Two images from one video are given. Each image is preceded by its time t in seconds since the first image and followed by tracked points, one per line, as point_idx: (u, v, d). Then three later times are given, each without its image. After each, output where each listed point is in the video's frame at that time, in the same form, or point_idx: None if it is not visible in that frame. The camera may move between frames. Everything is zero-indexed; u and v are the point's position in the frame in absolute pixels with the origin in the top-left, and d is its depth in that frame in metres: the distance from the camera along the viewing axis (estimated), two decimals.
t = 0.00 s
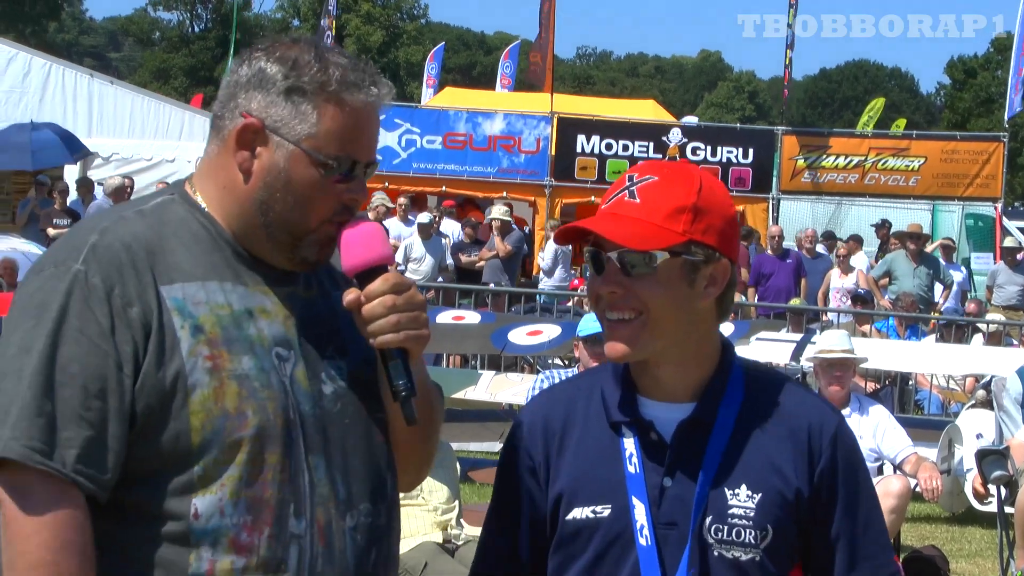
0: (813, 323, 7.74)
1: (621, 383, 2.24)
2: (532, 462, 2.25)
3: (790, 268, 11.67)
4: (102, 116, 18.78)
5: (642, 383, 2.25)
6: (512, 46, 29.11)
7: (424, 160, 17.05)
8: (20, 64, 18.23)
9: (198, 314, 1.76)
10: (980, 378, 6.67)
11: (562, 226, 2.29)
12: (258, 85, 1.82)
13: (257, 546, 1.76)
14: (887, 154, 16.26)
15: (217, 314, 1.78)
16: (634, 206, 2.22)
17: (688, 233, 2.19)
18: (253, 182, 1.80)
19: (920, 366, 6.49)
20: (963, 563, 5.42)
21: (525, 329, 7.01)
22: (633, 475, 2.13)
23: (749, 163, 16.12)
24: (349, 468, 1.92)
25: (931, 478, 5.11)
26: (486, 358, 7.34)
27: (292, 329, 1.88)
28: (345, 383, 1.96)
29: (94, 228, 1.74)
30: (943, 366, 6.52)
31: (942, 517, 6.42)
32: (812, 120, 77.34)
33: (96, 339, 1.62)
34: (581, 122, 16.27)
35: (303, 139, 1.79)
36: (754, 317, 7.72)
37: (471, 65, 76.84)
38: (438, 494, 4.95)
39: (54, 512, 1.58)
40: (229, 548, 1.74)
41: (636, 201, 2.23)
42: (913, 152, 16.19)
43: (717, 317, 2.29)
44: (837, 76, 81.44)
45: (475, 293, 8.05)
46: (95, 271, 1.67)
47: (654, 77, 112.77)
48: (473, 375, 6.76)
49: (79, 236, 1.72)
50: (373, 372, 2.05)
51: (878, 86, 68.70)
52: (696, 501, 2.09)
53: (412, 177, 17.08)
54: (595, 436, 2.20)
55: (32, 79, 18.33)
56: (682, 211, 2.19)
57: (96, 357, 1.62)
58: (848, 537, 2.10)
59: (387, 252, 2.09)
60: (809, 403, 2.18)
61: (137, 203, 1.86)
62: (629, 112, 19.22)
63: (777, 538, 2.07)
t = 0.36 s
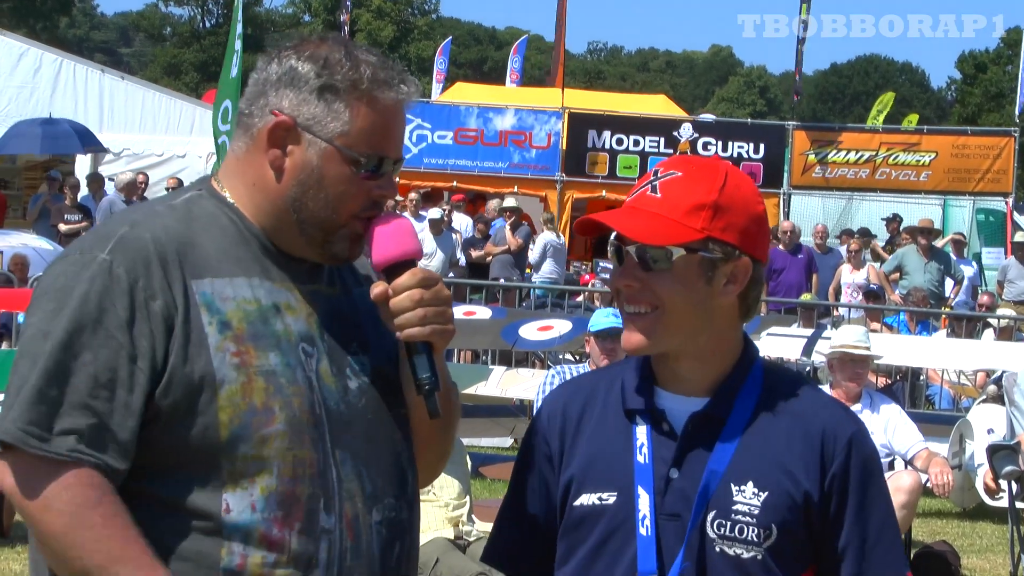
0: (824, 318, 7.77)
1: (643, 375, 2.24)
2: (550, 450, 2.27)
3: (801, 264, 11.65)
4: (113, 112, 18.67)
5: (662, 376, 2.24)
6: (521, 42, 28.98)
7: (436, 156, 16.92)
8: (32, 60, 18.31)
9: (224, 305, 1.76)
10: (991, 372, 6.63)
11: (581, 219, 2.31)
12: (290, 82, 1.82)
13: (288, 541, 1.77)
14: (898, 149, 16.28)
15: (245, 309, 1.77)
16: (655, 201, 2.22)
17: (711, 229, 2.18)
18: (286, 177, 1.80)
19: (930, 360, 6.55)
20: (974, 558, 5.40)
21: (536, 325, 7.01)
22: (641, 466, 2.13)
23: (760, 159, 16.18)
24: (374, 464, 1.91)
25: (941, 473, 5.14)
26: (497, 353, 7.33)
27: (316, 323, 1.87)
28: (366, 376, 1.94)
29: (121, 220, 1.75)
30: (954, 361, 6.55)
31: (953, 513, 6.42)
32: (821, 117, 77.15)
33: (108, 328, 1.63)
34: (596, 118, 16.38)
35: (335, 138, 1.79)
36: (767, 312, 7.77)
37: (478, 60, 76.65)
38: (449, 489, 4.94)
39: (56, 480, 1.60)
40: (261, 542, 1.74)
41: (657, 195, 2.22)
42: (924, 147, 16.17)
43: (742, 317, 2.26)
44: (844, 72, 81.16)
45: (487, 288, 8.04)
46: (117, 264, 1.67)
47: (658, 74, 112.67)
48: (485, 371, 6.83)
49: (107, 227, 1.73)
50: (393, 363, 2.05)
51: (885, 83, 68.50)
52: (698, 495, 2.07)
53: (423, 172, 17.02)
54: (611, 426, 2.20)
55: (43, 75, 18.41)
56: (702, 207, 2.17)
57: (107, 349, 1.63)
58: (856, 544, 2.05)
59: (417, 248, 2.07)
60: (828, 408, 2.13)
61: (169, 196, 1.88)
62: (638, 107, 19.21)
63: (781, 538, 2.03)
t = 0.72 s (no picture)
0: (828, 312, 7.76)
1: (635, 368, 2.23)
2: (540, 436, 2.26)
3: (807, 258, 11.62)
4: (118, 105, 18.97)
5: (660, 368, 2.22)
6: (526, 35, 28.92)
7: (440, 149, 16.98)
8: (37, 53, 18.26)
9: (259, 294, 1.78)
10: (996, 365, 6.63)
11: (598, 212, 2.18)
12: (303, 72, 1.81)
13: (328, 544, 1.87)
14: (903, 144, 16.37)
15: (277, 306, 1.80)
16: (683, 198, 2.14)
17: (733, 221, 2.15)
18: (296, 172, 1.80)
19: (935, 355, 6.56)
20: (979, 552, 5.40)
21: (540, 318, 7.04)
22: (627, 454, 2.13)
23: (765, 153, 16.02)
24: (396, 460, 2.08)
25: (947, 467, 5.14)
26: (501, 347, 7.34)
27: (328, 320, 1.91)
28: (368, 383, 2.00)
29: (148, 223, 1.73)
30: (960, 356, 6.54)
31: (958, 507, 6.42)
32: (827, 111, 76.99)
33: (178, 327, 1.62)
34: (601, 112, 16.31)
35: (352, 130, 1.79)
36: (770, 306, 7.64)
37: (484, 55, 76.63)
38: (455, 483, 4.97)
39: (186, 477, 1.59)
40: (303, 545, 1.84)
41: (685, 191, 2.15)
42: (929, 141, 16.24)
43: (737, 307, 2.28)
44: (849, 68, 80.96)
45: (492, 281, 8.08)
46: (163, 266, 1.67)
47: (662, 70, 112.57)
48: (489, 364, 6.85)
49: (134, 233, 1.71)
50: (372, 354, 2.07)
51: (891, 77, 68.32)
52: (682, 484, 2.07)
53: (428, 165, 17.08)
54: (600, 413, 2.20)
55: (48, 68, 18.37)
56: (729, 205, 2.15)
57: (183, 342, 1.62)
58: (835, 546, 2.03)
59: (428, 238, 2.06)
60: (819, 408, 2.12)
61: (172, 191, 1.86)
62: (644, 101, 19.19)
63: (761, 534, 2.03)
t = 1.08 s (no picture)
0: (831, 306, 7.78)
1: (610, 361, 2.22)
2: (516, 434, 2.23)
3: (810, 250, 11.63)
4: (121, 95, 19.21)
5: (650, 364, 2.19)
6: (528, 28, 28.87)
7: (443, 142, 16.98)
8: (39, 45, 18.30)
9: (305, 302, 1.69)
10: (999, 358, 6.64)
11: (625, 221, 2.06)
12: (343, 70, 1.69)
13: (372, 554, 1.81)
14: (907, 136, 16.21)
15: (315, 315, 1.71)
16: (700, 196, 2.14)
17: (736, 216, 2.19)
18: (330, 172, 1.71)
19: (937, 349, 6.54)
20: (981, 545, 5.40)
21: (544, 310, 7.03)
22: (610, 452, 2.11)
23: (768, 145, 16.24)
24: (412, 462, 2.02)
25: (950, 461, 5.14)
26: (504, 339, 7.37)
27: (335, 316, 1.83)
28: (373, 382, 1.88)
29: (200, 225, 1.57)
30: (963, 348, 6.52)
31: (960, 499, 6.42)
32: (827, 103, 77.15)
33: (250, 340, 1.49)
34: (603, 104, 16.33)
35: (387, 131, 1.72)
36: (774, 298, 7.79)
37: (486, 46, 76.69)
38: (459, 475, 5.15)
39: (278, 492, 1.47)
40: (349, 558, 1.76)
41: (700, 190, 2.14)
42: (932, 134, 16.10)
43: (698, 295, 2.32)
44: (849, 63, 81.13)
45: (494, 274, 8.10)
46: (230, 273, 1.53)
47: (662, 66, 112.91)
48: (491, 357, 6.84)
49: (186, 235, 1.55)
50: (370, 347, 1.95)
51: (891, 72, 68.49)
52: (671, 481, 2.06)
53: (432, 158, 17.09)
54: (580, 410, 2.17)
55: (51, 59, 18.43)
56: (735, 203, 2.17)
57: (263, 357, 1.49)
58: (832, 510, 2.08)
59: (438, 236, 2.05)
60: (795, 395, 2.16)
61: (195, 185, 1.68)
62: (645, 94, 19.17)
63: (749, 527, 2.06)
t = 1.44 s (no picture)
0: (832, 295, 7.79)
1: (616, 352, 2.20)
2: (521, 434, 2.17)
3: (811, 240, 11.69)
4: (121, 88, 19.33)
5: (654, 357, 2.18)
6: (529, 18, 28.79)
7: (443, 133, 17.04)
8: (40, 37, 18.39)
9: (323, 289, 1.70)
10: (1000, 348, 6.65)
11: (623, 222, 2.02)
12: (343, 59, 1.66)
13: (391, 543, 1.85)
14: (907, 126, 16.15)
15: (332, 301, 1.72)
16: (703, 190, 2.15)
17: (738, 209, 2.19)
18: (333, 161, 1.68)
19: (938, 338, 6.53)
20: (982, 535, 5.40)
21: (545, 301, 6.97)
22: (618, 442, 2.09)
23: (768, 136, 16.20)
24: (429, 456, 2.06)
25: (950, 450, 5.16)
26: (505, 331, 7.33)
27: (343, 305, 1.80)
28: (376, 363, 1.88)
29: (222, 221, 1.55)
30: (964, 339, 6.52)
31: (961, 489, 6.43)
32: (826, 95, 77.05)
33: (295, 330, 1.49)
34: (605, 96, 16.29)
35: (387, 118, 1.70)
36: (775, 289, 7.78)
37: (485, 37, 76.56)
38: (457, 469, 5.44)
39: (360, 468, 1.49)
40: (376, 547, 1.80)
41: (702, 183, 2.15)
42: (932, 124, 16.04)
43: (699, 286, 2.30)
44: (848, 56, 81.08)
45: (494, 264, 8.11)
46: (266, 269, 1.52)
47: (660, 60, 112.79)
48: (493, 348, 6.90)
49: (212, 236, 1.52)
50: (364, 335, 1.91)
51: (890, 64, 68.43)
52: (678, 471, 2.05)
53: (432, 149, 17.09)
54: (587, 404, 2.15)
55: (51, 51, 18.57)
56: (735, 196, 2.19)
57: (312, 347, 1.50)
58: (836, 505, 2.10)
59: (432, 218, 2.06)
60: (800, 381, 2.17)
61: (199, 182, 1.64)
62: (645, 84, 19.12)
63: (757, 513, 2.05)
